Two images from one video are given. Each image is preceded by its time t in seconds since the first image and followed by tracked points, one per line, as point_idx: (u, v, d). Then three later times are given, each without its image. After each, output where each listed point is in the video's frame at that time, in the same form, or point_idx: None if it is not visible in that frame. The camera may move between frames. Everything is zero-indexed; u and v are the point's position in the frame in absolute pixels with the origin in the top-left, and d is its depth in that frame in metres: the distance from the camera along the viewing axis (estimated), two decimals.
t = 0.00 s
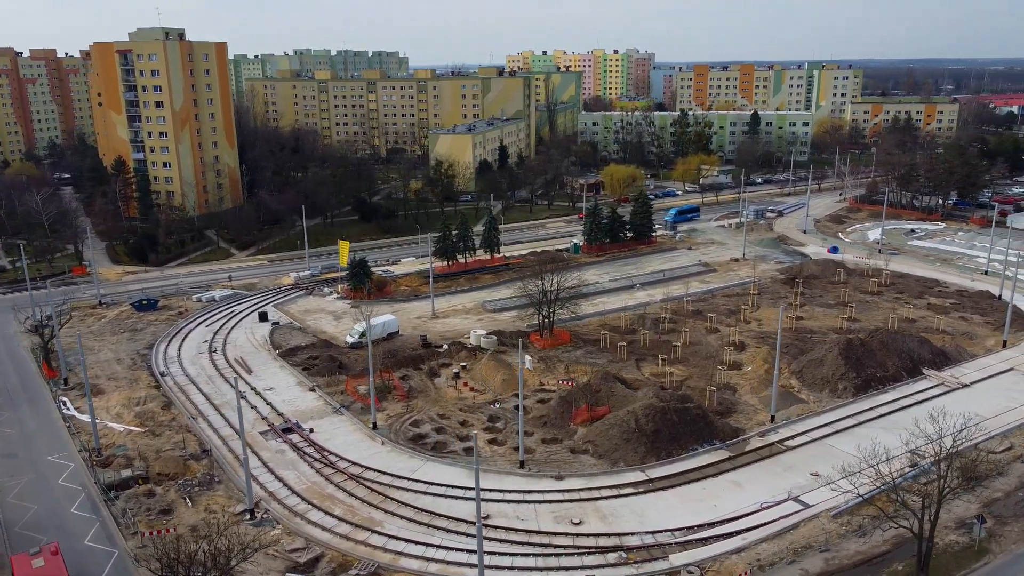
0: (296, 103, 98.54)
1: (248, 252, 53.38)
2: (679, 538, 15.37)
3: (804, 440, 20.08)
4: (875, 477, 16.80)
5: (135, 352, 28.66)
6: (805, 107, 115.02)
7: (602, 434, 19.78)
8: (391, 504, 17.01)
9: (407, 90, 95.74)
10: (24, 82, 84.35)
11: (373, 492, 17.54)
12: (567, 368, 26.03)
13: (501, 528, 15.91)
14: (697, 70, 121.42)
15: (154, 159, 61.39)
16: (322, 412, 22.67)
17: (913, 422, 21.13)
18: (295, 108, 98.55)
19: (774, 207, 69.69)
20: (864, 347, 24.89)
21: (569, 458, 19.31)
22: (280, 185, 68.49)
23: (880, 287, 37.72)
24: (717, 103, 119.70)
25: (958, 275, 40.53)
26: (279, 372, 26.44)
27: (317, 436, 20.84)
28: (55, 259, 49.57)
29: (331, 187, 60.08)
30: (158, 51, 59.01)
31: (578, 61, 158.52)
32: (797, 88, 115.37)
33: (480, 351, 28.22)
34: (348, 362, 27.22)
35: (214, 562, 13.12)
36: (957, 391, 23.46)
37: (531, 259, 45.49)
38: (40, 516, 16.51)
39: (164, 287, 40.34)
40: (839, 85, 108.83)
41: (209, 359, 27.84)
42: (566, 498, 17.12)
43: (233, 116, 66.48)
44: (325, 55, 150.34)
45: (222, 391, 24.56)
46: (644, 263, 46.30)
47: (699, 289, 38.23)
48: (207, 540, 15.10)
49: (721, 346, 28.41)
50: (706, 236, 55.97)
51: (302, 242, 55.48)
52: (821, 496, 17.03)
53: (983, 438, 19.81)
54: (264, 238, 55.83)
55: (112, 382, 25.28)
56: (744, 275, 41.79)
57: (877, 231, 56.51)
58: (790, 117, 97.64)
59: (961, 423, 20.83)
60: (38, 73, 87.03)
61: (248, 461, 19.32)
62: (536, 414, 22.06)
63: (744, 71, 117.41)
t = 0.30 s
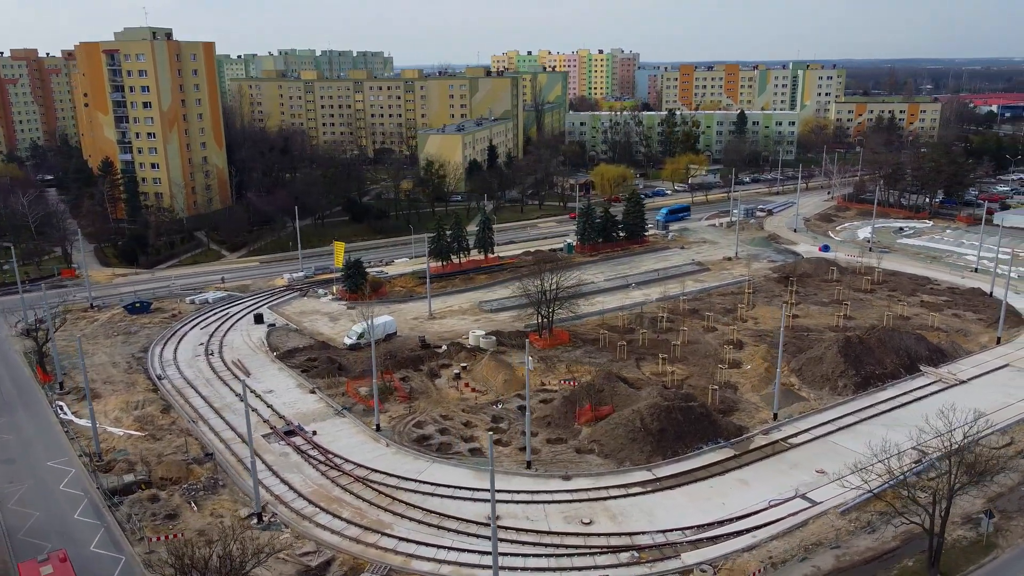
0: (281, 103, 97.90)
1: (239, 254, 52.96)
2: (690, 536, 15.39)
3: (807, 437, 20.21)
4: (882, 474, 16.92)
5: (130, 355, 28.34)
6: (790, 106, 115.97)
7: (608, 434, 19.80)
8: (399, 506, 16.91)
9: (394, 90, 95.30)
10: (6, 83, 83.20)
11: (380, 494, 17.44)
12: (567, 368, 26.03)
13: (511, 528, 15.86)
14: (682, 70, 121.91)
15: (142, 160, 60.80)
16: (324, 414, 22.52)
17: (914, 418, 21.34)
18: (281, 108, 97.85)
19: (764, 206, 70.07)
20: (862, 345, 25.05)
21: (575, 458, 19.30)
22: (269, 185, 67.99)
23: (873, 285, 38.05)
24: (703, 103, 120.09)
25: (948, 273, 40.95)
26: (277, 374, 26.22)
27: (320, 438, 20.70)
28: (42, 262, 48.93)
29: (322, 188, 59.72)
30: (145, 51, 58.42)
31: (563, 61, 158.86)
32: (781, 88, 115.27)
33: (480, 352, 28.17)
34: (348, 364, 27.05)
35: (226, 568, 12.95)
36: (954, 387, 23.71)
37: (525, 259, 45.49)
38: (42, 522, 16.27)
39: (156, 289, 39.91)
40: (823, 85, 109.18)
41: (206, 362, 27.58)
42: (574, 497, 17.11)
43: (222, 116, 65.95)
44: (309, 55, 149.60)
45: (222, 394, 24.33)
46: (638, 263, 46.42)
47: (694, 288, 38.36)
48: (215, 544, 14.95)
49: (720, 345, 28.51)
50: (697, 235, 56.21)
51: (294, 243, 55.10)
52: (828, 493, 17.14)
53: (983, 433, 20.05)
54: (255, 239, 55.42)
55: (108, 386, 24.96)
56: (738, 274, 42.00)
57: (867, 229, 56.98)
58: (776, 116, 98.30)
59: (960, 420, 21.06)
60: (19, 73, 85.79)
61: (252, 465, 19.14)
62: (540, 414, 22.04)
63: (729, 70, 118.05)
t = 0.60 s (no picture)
0: (267, 104, 97.19)
1: (229, 255, 52.53)
2: (701, 535, 15.42)
3: (811, 435, 20.33)
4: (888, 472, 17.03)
5: (126, 359, 28.01)
6: (775, 106, 116.84)
7: (613, 433, 19.83)
8: (407, 508, 16.83)
9: (381, 90, 94.74)
10: None
11: (389, 496, 17.34)
12: (568, 368, 26.04)
13: (521, 529, 15.83)
14: (668, 70, 122.46)
15: (129, 161, 60.14)
16: (326, 416, 22.37)
17: (914, 415, 21.54)
18: (266, 109, 97.13)
19: (754, 205, 70.45)
20: (860, 343, 25.25)
21: (581, 458, 19.30)
22: (258, 187, 67.50)
23: (866, 283, 38.37)
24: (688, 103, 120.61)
25: (939, 270, 41.38)
26: (276, 376, 26.02)
27: (323, 441, 20.56)
28: (29, 264, 48.24)
29: (313, 189, 59.35)
30: (133, 51, 57.83)
31: (548, 61, 159.11)
32: (767, 87, 116.32)
33: (479, 352, 28.14)
34: (347, 365, 26.88)
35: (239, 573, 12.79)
36: (952, 384, 23.96)
37: (519, 259, 45.48)
38: (46, 529, 16.04)
39: (148, 292, 39.48)
40: (807, 85, 110.19)
41: (203, 365, 27.30)
42: (583, 497, 17.11)
43: (209, 116, 65.41)
44: (294, 55, 148.80)
45: (221, 397, 24.10)
46: (632, 262, 46.52)
47: (689, 287, 38.50)
48: (224, 549, 14.80)
49: (719, 344, 28.64)
50: (689, 235, 56.45)
51: (285, 244, 54.73)
52: (835, 490, 17.24)
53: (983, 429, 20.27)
54: (245, 241, 54.98)
55: (105, 390, 24.66)
56: (731, 273, 42.21)
57: (856, 228, 57.46)
58: (762, 115, 98.89)
59: (960, 416, 21.28)
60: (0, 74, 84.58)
61: (256, 468, 18.98)
62: (543, 414, 22.02)
63: (714, 70, 118.67)
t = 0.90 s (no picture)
0: (252, 104, 96.41)
1: (220, 257, 52.08)
2: (711, 533, 15.47)
3: (814, 431, 20.45)
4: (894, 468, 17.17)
5: (121, 362, 27.70)
6: (760, 105, 117.63)
7: (618, 432, 19.85)
8: (416, 509, 16.76)
9: (367, 90, 94.15)
10: None
11: (396, 498, 17.27)
12: (568, 367, 26.03)
13: (532, 530, 15.80)
14: (654, 69, 122.91)
15: (116, 162, 59.45)
16: (328, 418, 22.22)
17: (913, 411, 21.76)
18: (252, 109, 96.33)
19: (743, 204, 70.84)
20: (858, 340, 25.45)
21: (587, 457, 19.32)
22: (247, 187, 66.98)
23: (859, 280, 38.69)
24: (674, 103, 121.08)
25: (929, 267, 41.79)
26: (275, 378, 25.80)
27: (327, 443, 20.42)
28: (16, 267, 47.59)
29: (303, 189, 58.96)
30: (120, 51, 57.21)
31: (533, 61, 159.30)
32: (751, 87, 117.13)
33: (479, 352, 28.11)
34: (347, 367, 26.73)
35: None
36: (949, 379, 24.22)
37: (512, 258, 45.45)
38: (50, 535, 15.82)
39: (139, 294, 39.05)
40: (792, 84, 111.12)
41: (200, 368, 27.04)
42: (592, 497, 17.11)
43: (197, 117, 64.84)
44: (278, 55, 147.91)
45: (220, 400, 23.86)
46: (625, 261, 46.59)
47: (684, 286, 38.64)
48: (233, 553, 14.66)
49: (717, 343, 28.75)
50: (681, 234, 56.65)
51: (276, 245, 54.34)
52: (840, 486, 17.36)
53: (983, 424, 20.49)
54: (236, 242, 54.53)
55: (102, 394, 24.35)
56: (725, 271, 42.43)
57: (846, 226, 57.90)
58: (748, 115, 99.38)
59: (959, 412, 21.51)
60: None
61: (260, 472, 18.83)
62: (546, 414, 22.01)
63: (700, 70, 119.25)
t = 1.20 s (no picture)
0: (238, 105, 95.67)
1: (211, 259, 51.63)
2: (722, 531, 15.50)
3: (817, 429, 20.57)
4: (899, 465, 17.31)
5: (117, 366, 27.39)
6: (745, 105, 118.30)
7: (623, 431, 19.86)
8: (425, 511, 16.69)
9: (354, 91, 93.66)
10: None
11: (405, 500, 17.18)
12: (569, 367, 26.03)
13: (543, 530, 15.78)
14: (640, 69, 123.25)
15: (103, 163, 58.79)
16: (330, 420, 22.06)
17: (913, 408, 21.96)
18: (237, 109, 95.68)
19: (732, 203, 71.19)
20: (856, 338, 25.64)
21: (593, 457, 19.31)
22: (235, 189, 66.43)
23: (851, 279, 38.99)
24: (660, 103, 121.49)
25: (920, 265, 42.19)
26: (274, 380, 25.59)
27: (331, 445, 20.29)
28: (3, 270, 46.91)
29: (294, 190, 58.57)
30: (107, 51, 56.55)
31: (518, 61, 159.32)
32: (737, 87, 117.78)
33: (478, 352, 28.05)
34: (346, 369, 26.56)
35: None
36: (947, 376, 24.47)
37: (506, 259, 45.42)
38: (55, 542, 15.60)
39: (131, 297, 38.62)
40: (777, 84, 111.84)
41: (198, 371, 26.76)
42: (600, 497, 17.11)
43: (185, 118, 64.25)
44: (262, 55, 146.89)
45: (220, 403, 23.62)
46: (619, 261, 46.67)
47: (679, 285, 38.75)
48: (243, 557, 14.52)
49: (715, 341, 28.88)
50: (672, 233, 56.84)
51: (267, 247, 53.93)
52: (846, 483, 17.48)
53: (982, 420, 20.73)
54: (226, 244, 54.10)
55: (99, 398, 24.06)
56: (719, 270, 42.59)
57: (835, 225, 58.34)
58: (735, 115, 99.88)
59: (958, 408, 21.74)
60: None
61: (265, 475, 18.67)
62: (550, 415, 21.99)
63: (685, 70, 119.78)
